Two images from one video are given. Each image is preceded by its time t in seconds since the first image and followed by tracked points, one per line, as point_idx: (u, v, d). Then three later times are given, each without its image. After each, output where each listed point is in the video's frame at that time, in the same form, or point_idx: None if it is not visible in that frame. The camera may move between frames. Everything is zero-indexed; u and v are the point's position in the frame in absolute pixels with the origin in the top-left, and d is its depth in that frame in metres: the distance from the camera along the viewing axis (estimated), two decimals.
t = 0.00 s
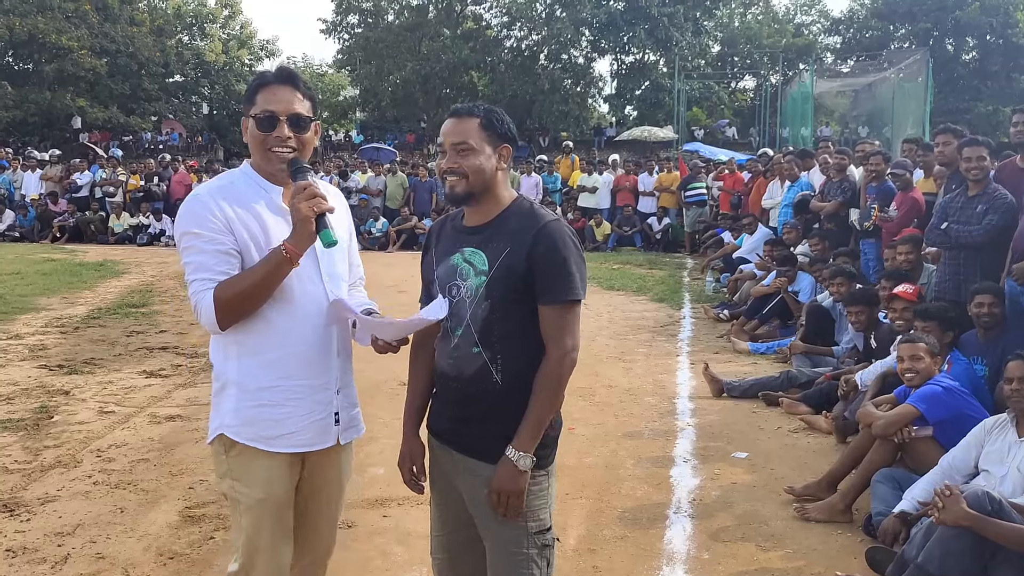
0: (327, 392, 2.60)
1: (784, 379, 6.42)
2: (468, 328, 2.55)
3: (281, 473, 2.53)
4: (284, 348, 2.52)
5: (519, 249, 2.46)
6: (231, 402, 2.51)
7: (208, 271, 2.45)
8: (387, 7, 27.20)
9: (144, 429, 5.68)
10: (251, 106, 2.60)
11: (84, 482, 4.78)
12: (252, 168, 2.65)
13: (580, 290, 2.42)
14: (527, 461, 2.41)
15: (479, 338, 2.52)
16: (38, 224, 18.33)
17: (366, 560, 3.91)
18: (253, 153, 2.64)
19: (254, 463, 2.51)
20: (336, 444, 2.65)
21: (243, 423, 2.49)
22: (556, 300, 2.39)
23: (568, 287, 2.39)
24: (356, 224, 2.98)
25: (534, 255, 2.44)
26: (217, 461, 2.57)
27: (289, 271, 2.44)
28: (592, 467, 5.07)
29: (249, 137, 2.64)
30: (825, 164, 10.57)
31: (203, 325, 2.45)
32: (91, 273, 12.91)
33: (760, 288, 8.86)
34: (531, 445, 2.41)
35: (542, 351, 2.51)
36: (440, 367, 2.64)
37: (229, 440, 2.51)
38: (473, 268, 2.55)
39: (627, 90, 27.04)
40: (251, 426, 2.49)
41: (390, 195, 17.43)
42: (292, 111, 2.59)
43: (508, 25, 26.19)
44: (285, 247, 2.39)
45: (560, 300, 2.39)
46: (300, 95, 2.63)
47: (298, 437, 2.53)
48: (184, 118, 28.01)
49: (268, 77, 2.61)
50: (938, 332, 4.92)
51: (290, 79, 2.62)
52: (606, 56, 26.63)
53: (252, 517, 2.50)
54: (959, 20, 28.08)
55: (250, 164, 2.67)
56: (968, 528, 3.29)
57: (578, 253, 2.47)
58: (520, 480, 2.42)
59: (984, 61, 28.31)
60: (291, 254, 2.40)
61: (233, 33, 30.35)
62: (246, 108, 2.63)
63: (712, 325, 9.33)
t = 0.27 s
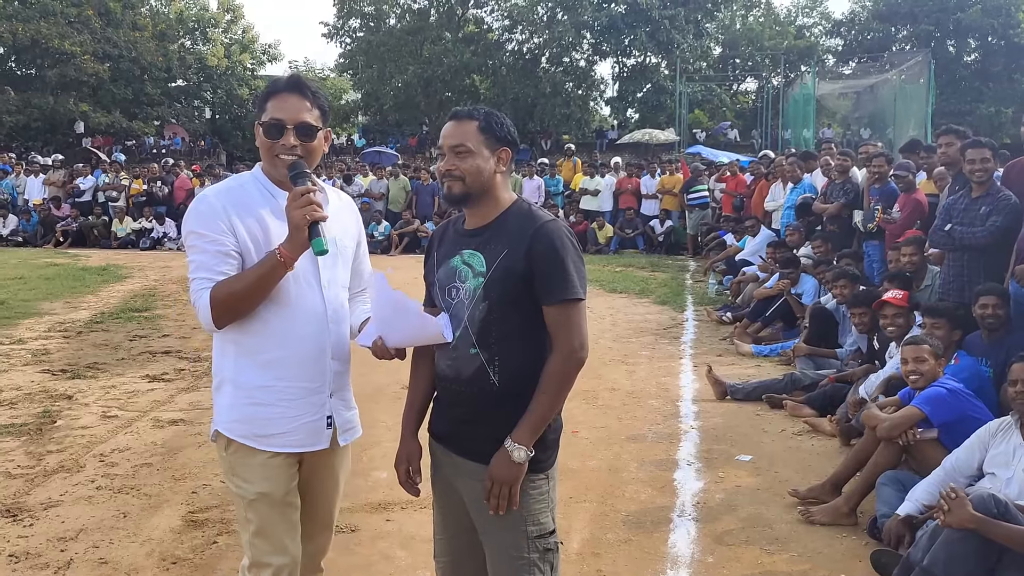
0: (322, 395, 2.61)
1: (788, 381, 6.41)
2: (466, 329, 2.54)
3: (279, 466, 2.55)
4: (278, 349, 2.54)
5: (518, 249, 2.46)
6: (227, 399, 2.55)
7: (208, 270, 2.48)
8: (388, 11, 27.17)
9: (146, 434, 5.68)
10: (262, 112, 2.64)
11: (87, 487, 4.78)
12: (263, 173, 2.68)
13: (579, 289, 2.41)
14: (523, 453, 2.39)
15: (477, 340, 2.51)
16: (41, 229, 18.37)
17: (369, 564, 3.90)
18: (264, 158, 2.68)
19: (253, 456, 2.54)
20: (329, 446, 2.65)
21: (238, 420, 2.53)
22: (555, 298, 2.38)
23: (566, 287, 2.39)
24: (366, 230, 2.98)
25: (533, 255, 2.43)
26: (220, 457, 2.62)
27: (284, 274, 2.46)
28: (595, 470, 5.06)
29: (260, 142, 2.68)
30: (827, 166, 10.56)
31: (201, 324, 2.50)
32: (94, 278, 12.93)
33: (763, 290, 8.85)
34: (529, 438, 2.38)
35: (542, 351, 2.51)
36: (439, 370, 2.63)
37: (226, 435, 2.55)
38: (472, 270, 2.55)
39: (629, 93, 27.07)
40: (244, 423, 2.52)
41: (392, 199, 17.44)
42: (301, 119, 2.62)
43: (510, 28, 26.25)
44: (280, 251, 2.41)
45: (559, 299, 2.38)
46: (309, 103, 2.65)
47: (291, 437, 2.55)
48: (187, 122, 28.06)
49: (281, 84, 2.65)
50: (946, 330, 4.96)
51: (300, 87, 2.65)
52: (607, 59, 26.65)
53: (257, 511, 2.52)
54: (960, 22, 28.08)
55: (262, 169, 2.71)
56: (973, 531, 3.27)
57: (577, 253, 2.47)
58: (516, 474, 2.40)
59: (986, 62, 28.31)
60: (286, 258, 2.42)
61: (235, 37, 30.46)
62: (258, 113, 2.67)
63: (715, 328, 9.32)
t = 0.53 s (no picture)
0: (318, 402, 2.62)
1: (800, 387, 6.38)
2: (473, 333, 2.54)
3: (273, 472, 2.56)
4: (277, 353, 2.57)
5: (523, 254, 2.45)
6: (226, 402, 2.59)
7: (211, 274, 2.54)
8: (398, 19, 27.31)
9: (158, 443, 5.69)
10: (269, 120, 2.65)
11: (100, 496, 4.79)
12: (272, 182, 2.71)
13: (584, 294, 2.40)
14: (526, 464, 2.38)
15: (483, 345, 2.50)
16: (53, 238, 18.49)
17: (381, 572, 3.89)
18: (272, 167, 2.70)
19: (249, 462, 2.57)
20: (327, 453, 2.65)
21: (236, 423, 2.56)
22: (558, 303, 2.37)
23: (570, 292, 2.38)
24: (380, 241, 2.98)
25: (537, 260, 2.43)
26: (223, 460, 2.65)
27: (280, 279, 2.48)
28: (607, 477, 5.04)
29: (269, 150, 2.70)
30: (838, 169, 10.50)
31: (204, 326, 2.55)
32: (106, 287, 12.98)
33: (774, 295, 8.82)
34: (532, 447, 2.37)
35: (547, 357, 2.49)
36: (449, 375, 2.63)
37: (226, 439, 2.59)
38: (479, 276, 2.54)
39: (637, 98, 27.07)
40: (241, 427, 2.55)
41: (402, 206, 17.45)
42: (308, 130, 2.62)
43: (518, 34, 26.30)
44: (278, 258, 2.44)
45: (563, 304, 2.37)
46: (317, 113, 2.65)
47: (286, 442, 2.56)
48: (197, 131, 28.22)
49: (287, 93, 2.65)
50: (964, 332, 4.86)
51: (310, 97, 2.65)
52: (616, 64, 26.64)
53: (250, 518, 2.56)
54: (970, 24, 27.98)
55: (272, 177, 2.73)
56: (990, 536, 3.24)
57: (582, 258, 2.45)
58: (520, 483, 2.39)
59: (996, 63, 28.18)
60: (283, 264, 2.45)
61: (245, 46, 30.66)
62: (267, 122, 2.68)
63: (727, 332, 9.28)
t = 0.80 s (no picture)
0: (330, 410, 2.60)
1: (823, 392, 6.31)
2: (490, 341, 2.53)
3: (282, 486, 2.55)
4: (287, 362, 2.57)
5: (538, 261, 2.44)
6: (240, 411, 2.60)
7: (222, 282, 2.55)
8: (414, 28, 27.44)
9: (180, 452, 5.72)
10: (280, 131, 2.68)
11: (123, 506, 4.81)
12: (282, 192, 2.73)
13: (600, 301, 2.38)
14: (544, 471, 2.36)
15: (501, 352, 2.49)
16: (76, 249, 18.70)
17: None
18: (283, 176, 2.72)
19: (259, 473, 2.56)
20: (344, 463, 2.63)
21: (249, 432, 2.56)
22: (574, 309, 2.36)
23: (586, 298, 2.36)
24: (398, 251, 2.97)
25: (552, 266, 2.42)
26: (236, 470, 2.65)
27: (287, 284, 2.48)
28: (628, 485, 5.00)
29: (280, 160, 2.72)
30: (857, 173, 10.41)
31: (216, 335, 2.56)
32: (128, 297, 13.10)
33: (795, 300, 8.75)
34: (550, 455, 2.36)
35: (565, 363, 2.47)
36: (468, 384, 2.62)
37: (240, 448, 2.59)
38: (495, 283, 2.54)
39: (654, 103, 27.01)
40: (254, 436, 2.55)
41: (420, 214, 17.50)
42: (317, 137, 2.63)
43: (534, 41, 26.25)
44: (283, 261, 2.44)
45: (579, 310, 2.36)
46: (325, 120, 2.67)
47: (299, 451, 2.55)
48: (217, 142, 28.46)
49: (296, 103, 2.68)
50: (993, 337, 4.78)
51: (319, 106, 2.68)
52: (632, 70, 26.61)
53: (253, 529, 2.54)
54: (990, 25, 27.77)
55: (283, 187, 2.75)
56: (1019, 545, 3.18)
57: (598, 264, 2.44)
58: (539, 490, 2.37)
59: (1017, 64, 27.92)
60: (289, 268, 2.45)
61: (263, 57, 30.95)
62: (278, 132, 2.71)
63: (747, 338, 9.22)
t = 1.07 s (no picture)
0: (336, 415, 2.58)
1: (842, 395, 6.26)
2: (508, 345, 2.52)
3: (285, 493, 2.53)
4: (293, 366, 2.54)
5: (556, 265, 2.43)
6: (247, 416, 2.58)
7: (228, 288, 2.54)
8: (429, 32, 27.54)
9: (198, 455, 5.75)
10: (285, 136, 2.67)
11: (142, 508, 4.84)
12: (288, 197, 2.72)
13: (618, 303, 2.36)
14: (567, 478, 2.35)
15: (518, 356, 2.48)
16: (94, 253, 18.86)
17: None
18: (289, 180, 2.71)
19: (261, 479, 2.54)
20: (350, 466, 2.61)
21: (256, 438, 2.54)
22: (592, 312, 2.35)
23: (604, 301, 2.34)
24: (405, 254, 2.94)
25: (570, 270, 2.41)
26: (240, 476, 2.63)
27: (291, 288, 2.47)
28: (646, 488, 4.98)
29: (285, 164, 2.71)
30: (875, 173, 10.33)
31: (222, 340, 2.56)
32: (146, 301, 13.19)
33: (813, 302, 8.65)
34: (571, 461, 2.34)
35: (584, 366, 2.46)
36: (486, 388, 2.60)
37: (246, 454, 2.57)
38: (512, 286, 2.52)
39: (670, 105, 26.96)
40: (261, 441, 2.53)
41: (435, 217, 17.49)
42: (323, 142, 2.62)
43: (549, 44, 26.25)
44: (288, 267, 2.43)
45: (597, 314, 2.34)
46: (331, 124, 2.66)
47: (305, 456, 2.53)
48: (234, 146, 28.63)
49: (301, 106, 2.67)
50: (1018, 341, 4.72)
51: (326, 111, 2.66)
52: (648, 72, 26.57)
53: (254, 534, 2.53)
54: (1008, 24, 27.57)
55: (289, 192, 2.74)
56: None
57: (616, 267, 2.43)
58: (563, 498, 2.36)
59: None
60: (293, 274, 2.44)
61: (280, 62, 31.16)
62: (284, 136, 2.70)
63: (765, 341, 9.17)
